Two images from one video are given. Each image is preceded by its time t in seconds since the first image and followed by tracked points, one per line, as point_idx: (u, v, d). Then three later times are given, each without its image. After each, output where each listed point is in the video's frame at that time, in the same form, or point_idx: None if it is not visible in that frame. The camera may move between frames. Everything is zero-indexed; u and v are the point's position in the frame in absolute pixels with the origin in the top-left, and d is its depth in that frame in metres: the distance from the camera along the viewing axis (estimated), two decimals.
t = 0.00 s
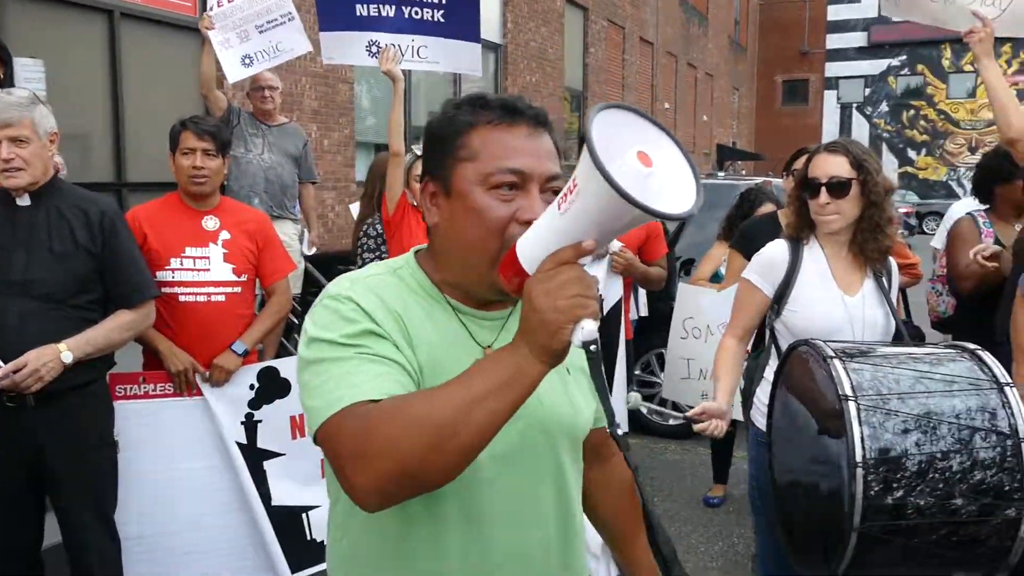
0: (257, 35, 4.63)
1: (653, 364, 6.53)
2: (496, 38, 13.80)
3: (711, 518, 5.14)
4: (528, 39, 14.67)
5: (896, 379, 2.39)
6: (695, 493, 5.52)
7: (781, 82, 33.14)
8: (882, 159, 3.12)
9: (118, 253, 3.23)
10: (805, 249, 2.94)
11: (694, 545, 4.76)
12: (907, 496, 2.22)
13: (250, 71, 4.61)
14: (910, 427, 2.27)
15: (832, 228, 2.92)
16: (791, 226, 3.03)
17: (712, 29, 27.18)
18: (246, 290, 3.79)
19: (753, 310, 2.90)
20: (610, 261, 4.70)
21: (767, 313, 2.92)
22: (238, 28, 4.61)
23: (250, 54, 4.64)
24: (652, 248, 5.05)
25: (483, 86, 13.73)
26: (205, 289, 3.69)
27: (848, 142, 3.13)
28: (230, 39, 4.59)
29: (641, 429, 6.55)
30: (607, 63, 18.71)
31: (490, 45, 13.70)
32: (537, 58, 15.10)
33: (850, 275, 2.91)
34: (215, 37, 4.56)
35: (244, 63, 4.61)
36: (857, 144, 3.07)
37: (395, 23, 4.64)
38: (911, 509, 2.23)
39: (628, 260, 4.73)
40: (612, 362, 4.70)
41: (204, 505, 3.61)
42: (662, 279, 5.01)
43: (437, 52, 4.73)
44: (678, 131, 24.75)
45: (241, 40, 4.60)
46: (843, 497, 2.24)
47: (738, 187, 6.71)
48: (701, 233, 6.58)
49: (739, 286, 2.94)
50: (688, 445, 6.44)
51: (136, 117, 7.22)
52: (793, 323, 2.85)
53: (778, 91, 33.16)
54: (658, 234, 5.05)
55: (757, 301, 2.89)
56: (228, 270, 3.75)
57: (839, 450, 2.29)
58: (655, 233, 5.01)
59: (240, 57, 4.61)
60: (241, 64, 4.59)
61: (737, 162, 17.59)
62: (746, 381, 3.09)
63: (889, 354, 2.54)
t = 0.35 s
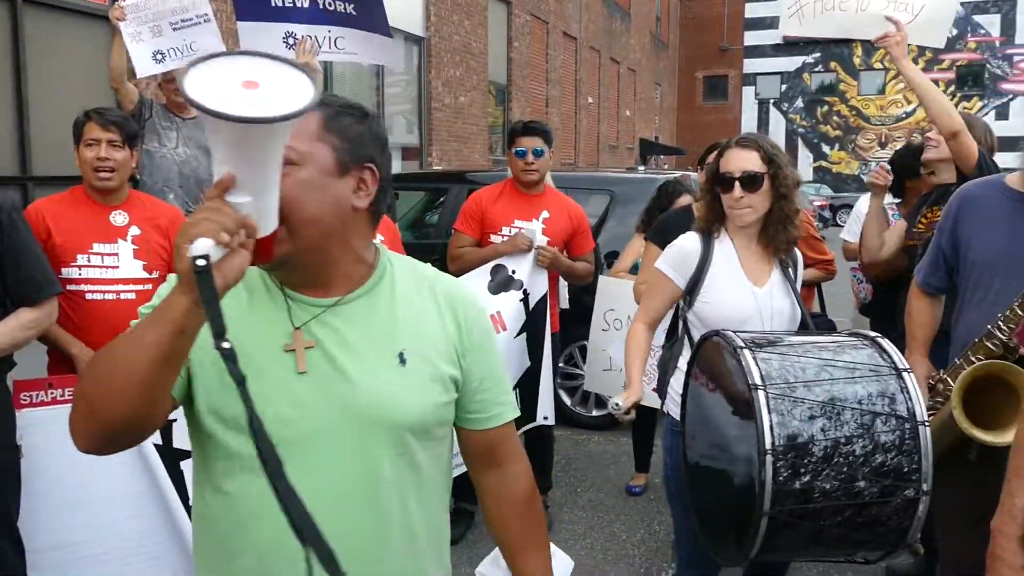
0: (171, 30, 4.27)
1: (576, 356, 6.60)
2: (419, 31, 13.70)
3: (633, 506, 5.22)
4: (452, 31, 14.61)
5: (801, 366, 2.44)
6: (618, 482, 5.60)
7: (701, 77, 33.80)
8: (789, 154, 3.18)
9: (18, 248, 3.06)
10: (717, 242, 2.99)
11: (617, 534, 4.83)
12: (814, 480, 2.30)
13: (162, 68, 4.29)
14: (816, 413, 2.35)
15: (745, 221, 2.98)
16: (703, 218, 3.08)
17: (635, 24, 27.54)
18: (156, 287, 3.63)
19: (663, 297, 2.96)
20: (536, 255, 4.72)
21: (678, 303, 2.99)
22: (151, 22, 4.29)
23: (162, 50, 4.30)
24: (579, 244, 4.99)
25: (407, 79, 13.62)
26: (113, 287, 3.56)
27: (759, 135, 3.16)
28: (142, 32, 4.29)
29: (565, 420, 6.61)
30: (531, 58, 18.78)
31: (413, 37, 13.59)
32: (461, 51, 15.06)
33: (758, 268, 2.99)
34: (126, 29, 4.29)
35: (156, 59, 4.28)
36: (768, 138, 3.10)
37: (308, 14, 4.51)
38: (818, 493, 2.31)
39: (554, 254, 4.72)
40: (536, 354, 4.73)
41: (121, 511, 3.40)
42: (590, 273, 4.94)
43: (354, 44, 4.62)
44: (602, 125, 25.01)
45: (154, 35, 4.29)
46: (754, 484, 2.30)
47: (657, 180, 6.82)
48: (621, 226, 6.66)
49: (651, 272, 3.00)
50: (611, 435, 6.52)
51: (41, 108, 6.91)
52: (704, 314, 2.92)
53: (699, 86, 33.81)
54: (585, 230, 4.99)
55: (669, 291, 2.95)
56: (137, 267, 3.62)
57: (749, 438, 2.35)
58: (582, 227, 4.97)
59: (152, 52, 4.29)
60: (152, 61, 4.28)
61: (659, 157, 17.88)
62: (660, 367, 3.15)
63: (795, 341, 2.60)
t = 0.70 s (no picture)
0: (69, 26, 4.06)
1: (494, 351, 6.62)
2: (332, 24, 13.50)
3: (550, 498, 5.29)
4: (366, 25, 14.44)
5: (702, 357, 2.51)
6: (535, 475, 5.65)
7: (616, 73, 34.28)
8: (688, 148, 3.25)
9: None
10: (622, 238, 3.05)
11: (534, 526, 4.88)
12: (715, 468, 2.37)
13: (56, 63, 4.03)
14: (716, 403, 2.42)
15: (649, 215, 3.04)
16: (608, 214, 3.13)
17: (551, 20, 27.72)
18: (54, 286, 3.44)
19: (568, 292, 2.98)
20: (451, 251, 4.70)
21: (584, 298, 3.02)
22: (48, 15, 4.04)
23: (58, 44, 4.06)
24: (497, 238, 5.01)
25: (321, 73, 13.39)
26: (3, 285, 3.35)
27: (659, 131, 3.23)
28: (37, 23, 4.02)
29: (483, 415, 6.63)
30: (447, 52, 18.71)
31: (327, 30, 13.38)
32: (376, 44, 14.88)
33: (661, 260, 3.07)
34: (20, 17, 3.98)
35: (50, 53, 4.03)
36: (669, 134, 3.17)
37: (213, 4, 4.43)
38: (719, 480, 2.38)
39: (470, 248, 4.72)
40: (452, 349, 4.74)
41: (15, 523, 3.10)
42: (510, 266, 4.96)
43: (260, 38, 4.57)
44: (519, 120, 25.11)
45: (51, 28, 4.03)
46: (658, 473, 2.36)
47: (571, 175, 6.89)
48: (537, 221, 6.71)
49: (557, 268, 3.01)
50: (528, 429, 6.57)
51: None
52: (610, 308, 2.96)
53: (614, 82, 34.28)
54: (504, 224, 5.02)
55: (575, 285, 2.98)
56: (31, 264, 3.39)
57: (652, 428, 2.40)
58: (499, 222, 4.99)
59: (45, 47, 4.03)
60: (46, 53, 4.01)
61: (575, 153, 18.06)
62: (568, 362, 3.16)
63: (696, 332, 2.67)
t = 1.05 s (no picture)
0: None
1: (394, 350, 6.56)
2: (226, 16, 13.12)
3: (451, 496, 5.28)
4: (262, 17, 14.08)
5: (583, 353, 2.59)
6: (436, 473, 5.63)
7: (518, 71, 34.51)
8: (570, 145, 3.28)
9: None
10: (511, 236, 3.08)
11: (435, 524, 4.86)
12: (593, 461, 2.46)
13: None
14: (595, 397, 2.50)
15: (527, 213, 3.10)
16: (495, 214, 3.18)
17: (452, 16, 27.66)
18: None
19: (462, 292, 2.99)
20: (344, 249, 4.61)
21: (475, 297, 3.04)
22: None
23: None
24: (389, 236, 4.95)
25: (216, 66, 12.99)
26: None
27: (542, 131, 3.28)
28: None
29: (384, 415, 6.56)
30: (347, 48, 18.44)
31: (220, 22, 12.99)
32: (272, 38, 14.53)
33: (548, 257, 3.12)
34: None
35: None
36: (548, 134, 3.21)
37: None
38: (597, 474, 2.46)
39: (363, 246, 4.63)
40: (348, 349, 4.68)
41: None
42: (404, 266, 4.89)
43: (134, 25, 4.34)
44: (421, 117, 24.97)
45: None
46: (538, 468, 2.43)
47: (470, 173, 6.89)
48: (436, 219, 6.68)
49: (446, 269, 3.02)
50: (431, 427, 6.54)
51: None
52: (500, 306, 3.00)
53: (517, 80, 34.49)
54: (395, 222, 4.96)
55: (467, 284, 2.99)
56: None
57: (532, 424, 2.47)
58: (392, 219, 4.93)
59: None
60: None
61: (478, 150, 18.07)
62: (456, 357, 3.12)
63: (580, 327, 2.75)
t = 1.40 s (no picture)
0: None
1: (301, 358, 6.43)
2: (122, 14, 12.65)
3: (359, 505, 5.21)
4: (160, 16, 13.62)
5: (463, 359, 2.70)
6: (344, 482, 5.55)
7: (428, 75, 34.39)
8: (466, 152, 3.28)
9: None
10: (406, 242, 3.11)
11: (343, 534, 4.80)
12: (469, 467, 2.54)
13: None
14: (472, 403, 2.60)
15: (419, 221, 3.11)
16: (392, 219, 3.18)
17: (359, 18, 27.37)
18: None
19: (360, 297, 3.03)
20: (244, 255, 4.49)
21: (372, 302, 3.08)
22: None
23: None
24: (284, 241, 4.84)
25: (112, 66, 12.51)
26: None
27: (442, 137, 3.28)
28: None
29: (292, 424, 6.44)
30: (250, 49, 18.02)
31: (116, 20, 12.52)
32: (171, 37, 14.07)
33: (445, 262, 3.14)
34: None
35: None
36: (445, 140, 3.22)
37: None
38: (474, 479, 2.55)
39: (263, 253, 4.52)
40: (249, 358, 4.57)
41: None
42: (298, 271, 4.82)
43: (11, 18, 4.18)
44: (329, 120, 24.63)
45: None
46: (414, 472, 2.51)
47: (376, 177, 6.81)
48: (342, 224, 6.58)
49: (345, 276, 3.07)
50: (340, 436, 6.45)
51: None
52: (392, 310, 3.04)
53: (426, 83, 34.36)
54: (290, 227, 4.87)
55: (362, 291, 3.04)
56: None
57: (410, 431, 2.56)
58: (287, 224, 4.83)
59: None
60: None
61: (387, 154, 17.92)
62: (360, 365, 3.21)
63: (466, 335, 2.85)
